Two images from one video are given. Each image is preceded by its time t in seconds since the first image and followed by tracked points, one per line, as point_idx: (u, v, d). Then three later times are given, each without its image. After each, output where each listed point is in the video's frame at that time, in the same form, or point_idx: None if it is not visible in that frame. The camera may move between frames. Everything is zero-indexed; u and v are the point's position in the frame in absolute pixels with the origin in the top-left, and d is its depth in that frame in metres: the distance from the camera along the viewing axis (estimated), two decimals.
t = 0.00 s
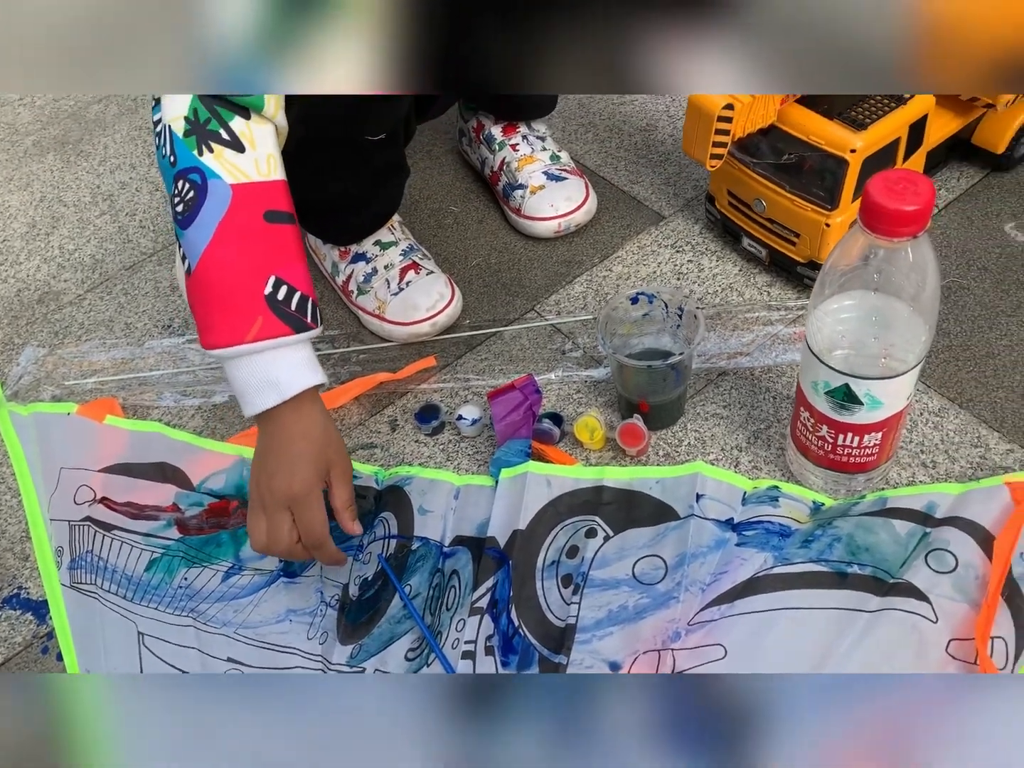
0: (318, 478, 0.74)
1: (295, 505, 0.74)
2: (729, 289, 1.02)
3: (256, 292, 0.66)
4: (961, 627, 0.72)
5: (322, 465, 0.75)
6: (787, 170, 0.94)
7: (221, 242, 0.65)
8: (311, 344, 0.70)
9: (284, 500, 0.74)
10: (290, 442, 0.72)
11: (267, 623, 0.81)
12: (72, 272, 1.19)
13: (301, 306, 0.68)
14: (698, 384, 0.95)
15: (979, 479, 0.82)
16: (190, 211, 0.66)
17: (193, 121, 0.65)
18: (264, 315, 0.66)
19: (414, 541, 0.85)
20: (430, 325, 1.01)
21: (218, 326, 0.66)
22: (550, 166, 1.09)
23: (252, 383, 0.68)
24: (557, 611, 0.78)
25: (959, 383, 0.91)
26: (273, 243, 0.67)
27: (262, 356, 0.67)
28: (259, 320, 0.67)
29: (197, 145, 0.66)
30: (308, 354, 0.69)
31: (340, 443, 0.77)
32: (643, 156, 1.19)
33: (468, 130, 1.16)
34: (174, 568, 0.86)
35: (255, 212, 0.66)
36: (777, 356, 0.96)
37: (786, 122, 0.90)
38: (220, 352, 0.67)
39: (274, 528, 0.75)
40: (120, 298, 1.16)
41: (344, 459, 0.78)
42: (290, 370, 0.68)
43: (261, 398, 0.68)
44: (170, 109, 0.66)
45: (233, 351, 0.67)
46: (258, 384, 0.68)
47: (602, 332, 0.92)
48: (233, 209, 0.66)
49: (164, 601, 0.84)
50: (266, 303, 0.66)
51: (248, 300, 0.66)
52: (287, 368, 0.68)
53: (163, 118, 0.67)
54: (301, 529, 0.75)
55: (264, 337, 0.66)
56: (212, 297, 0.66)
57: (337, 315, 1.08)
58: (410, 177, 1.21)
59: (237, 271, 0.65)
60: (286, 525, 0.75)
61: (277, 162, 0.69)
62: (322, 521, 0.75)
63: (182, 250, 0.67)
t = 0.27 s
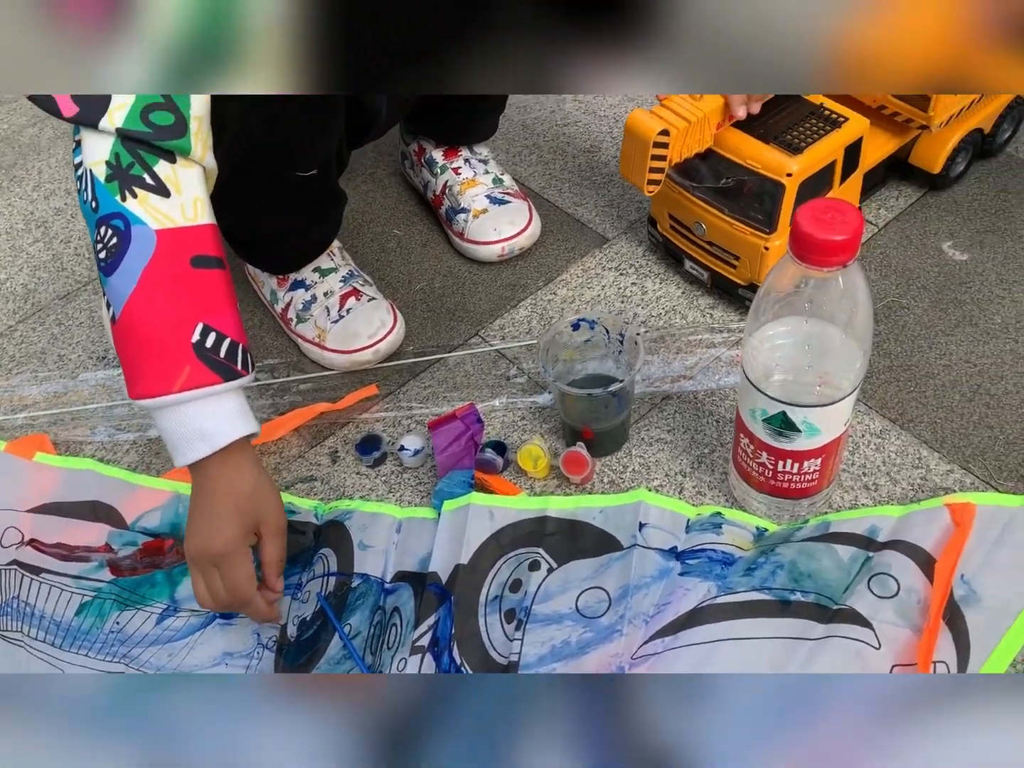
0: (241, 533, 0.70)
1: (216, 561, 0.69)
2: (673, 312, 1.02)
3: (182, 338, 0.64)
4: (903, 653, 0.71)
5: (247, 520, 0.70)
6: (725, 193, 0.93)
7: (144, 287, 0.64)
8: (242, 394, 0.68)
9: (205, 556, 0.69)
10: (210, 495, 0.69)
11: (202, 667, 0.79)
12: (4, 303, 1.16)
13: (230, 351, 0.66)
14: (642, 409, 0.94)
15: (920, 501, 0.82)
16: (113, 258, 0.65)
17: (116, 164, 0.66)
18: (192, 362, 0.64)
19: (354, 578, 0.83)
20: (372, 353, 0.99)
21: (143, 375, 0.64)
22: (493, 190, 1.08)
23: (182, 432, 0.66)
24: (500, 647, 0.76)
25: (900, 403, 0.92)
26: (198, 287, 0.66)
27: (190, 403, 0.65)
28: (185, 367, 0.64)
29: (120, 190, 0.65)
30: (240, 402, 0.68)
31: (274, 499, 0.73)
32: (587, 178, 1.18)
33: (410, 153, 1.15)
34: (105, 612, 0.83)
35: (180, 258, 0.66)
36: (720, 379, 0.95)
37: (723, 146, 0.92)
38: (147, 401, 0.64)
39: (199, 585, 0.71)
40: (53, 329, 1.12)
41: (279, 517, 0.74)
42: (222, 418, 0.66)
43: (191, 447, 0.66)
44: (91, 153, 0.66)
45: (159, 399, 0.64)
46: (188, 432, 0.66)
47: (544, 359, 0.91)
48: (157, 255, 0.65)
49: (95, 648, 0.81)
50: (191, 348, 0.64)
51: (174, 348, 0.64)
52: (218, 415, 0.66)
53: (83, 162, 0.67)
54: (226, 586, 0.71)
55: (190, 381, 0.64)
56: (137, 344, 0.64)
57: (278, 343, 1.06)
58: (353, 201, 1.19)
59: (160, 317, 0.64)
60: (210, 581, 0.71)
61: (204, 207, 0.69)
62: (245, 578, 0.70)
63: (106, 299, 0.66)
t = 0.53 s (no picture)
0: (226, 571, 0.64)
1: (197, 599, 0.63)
2: (636, 318, 1.01)
3: (156, 370, 0.59)
4: (874, 661, 0.70)
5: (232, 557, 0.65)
6: (686, 198, 0.93)
7: (112, 320, 0.59)
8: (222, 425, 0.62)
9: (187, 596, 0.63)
10: (191, 528, 0.63)
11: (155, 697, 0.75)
12: None
13: (209, 380, 0.61)
14: (606, 417, 0.92)
15: (887, 505, 0.81)
16: (77, 290, 0.60)
17: (74, 190, 0.60)
18: (168, 394, 0.59)
19: (313, 598, 0.79)
20: (329, 365, 0.96)
21: (116, 413, 0.59)
22: (451, 197, 1.06)
23: (158, 471, 0.60)
24: (465, 667, 0.73)
25: (865, 406, 0.91)
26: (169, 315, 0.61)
27: (166, 439, 0.60)
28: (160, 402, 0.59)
29: (81, 216, 0.60)
30: (220, 433, 0.62)
31: (258, 531, 0.67)
32: (546, 184, 1.17)
33: (366, 160, 1.13)
34: (52, 641, 0.79)
35: (150, 285, 0.61)
36: (685, 385, 0.94)
37: (682, 150, 0.90)
38: (123, 440, 0.59)
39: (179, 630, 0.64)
40: None
41: (264, 548, 0.67)
42: (201, 451, 0.61)
43: (169, 485, 0.61)
44: (45, 180, 0.61)
45: (134, 437, 0.59)
46: (165, 471, 0.60)
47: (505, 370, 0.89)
48: (126, 284, 0.60)
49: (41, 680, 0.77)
50: (166, 380, 0.59)
51: (147, 380, 0.59)
52: (195, 449, 0.61)
53: (37, 189, 0.62)
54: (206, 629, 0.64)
55: (167, 416, 0.59)
56: (108, 382, 0.59)
57: (232, 357, 1.02)
58: (308, 210, 1.16)
59: (130, 350, 0.59)
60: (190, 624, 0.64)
61: (172, 230, 0.64)
62: (226, 620, 0.63)
63: (72, 335, 0.61)
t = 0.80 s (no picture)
0: (222, 617, 0.63)
1: (191, 645, 0.62)
2: (606, 326, 1.01)
3: (149, 408, 0.58)
4: (841, 668, 0.70)
5: (229, 602, 0.64)
6: (654, 206, 0.93)
7: (104, 359, 0.58)
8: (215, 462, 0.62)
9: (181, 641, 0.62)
10: (190, 574, 0.62)
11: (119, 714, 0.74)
12: None
13: (202, 415, 0.61)
14: (576, 426, 0.92)
15: (853, 513, 0.82)
16: (65, 329, 0.59)
17: (58, 226, 0.59)
18: (164, 433, 0.58)
19: (280, 611, 0.79)
20: (298, 375, 0.96)
21: (110, 454, 0.58)
22: (421, 205, 1.06)
23: (154, 511, 0.60)
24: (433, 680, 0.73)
25: (832, 413, 0.92)
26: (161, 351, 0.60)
27: (160, 479, 0.59)
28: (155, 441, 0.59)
29: (65, 253, 0.59)
30: (213, 472, 0.61)
31: (257, 576, 0.67)
32: (517, 191, 1.17)
33: (335, 168, 1.12)
34: (15, 658, 0.78)
35: (138, 321, 0.60)
36: (655, 393, 0.94)
37: (648, 159, 0.91)
38: (116, 480, 0.59)
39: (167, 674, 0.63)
40: None
41: (263, 593, 0.67)
42: (194, 491, 0.60)
43: (164, 526, 0.60)
44: (25, 217, 0.59)
45: (130, 478, 0.58)
46: (159, 511, 0.60)
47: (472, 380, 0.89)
48: (116, 319, 0.59)
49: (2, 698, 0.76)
50: (162, 418, 0.59)
51: (141, 419, 0.58)
52: (188, 488, 0.60)
53: (14, 228, 0.60)
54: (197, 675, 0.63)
55: (164, 456, 0.58)
56: (101, 423, 0.58)
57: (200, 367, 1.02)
58: (278, 218, 1.16)
59: (124, 388, 0.58)
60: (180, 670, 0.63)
61: (159, 262, 0.63)
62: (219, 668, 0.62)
63: (59, 374, 0.59)
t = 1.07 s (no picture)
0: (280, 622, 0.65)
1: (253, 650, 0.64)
2: (621, 321, 1.02)
3: (206, 417, 0.60)
4: (854, 658, 0.72)
5: (285, 607, 0.66)
6: (670, 204, 0.94)
7: (161, 370, 0.60)
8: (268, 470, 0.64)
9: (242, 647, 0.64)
10: (248, 580, 0.64)
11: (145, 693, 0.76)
12: None
13: (256, 424, 0.62)
14: (592, 419, 0.94)
15: (865, 506, 0.83)
16: (121, 341, 0.60)
17: (115, 240, 0.61)
18: (221, 440, 0.60)
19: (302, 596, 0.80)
20: (319, 367, 0.97)
21: (167, 462, 0.60)
22: (440, 201, 1.08)
23: (211, 517, 0.61)
24: (452, 665, 0.75)
25: (845, 409, 0.93)
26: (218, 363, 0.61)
27: (218, 486, 0.61)
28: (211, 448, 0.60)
29: (123, 267, 0.61)
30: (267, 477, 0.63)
31: (308, 582, 0.68)
32: (534, 188, 1.18)
33: (355, 164, 1.14)
34: (43, 639, 0.80)
35: (193, 333, 0.61)
36: (669, 388, 0.96)
37: (667, 158, 0.92)
38: (174, 488, 0.60)
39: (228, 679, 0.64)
40: None
41: (314, 599, 0.69)
42: (251, 496, 0.62)
43: (221, 531, 0.62)
44: (81, 231, 0.62)
45: (187, 485, 0.60)
46: (216, 517, 0.61)
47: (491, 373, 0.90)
48: (172, 332, 0.61)
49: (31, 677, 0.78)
50: (218, 427, 0.60)
51: (199, 429, 0.60)
52: (245, 494, 0.62)
53: (71, 243, 0.62)
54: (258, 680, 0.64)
55: (221, 463, 0.60)
56: (157, 431, 0.60)
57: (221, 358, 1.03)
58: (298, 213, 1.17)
59: (182, 398, 0.60)
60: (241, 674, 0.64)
61: (211, 276, 0.65)
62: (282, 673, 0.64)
63: (116, 385, 0.61)
